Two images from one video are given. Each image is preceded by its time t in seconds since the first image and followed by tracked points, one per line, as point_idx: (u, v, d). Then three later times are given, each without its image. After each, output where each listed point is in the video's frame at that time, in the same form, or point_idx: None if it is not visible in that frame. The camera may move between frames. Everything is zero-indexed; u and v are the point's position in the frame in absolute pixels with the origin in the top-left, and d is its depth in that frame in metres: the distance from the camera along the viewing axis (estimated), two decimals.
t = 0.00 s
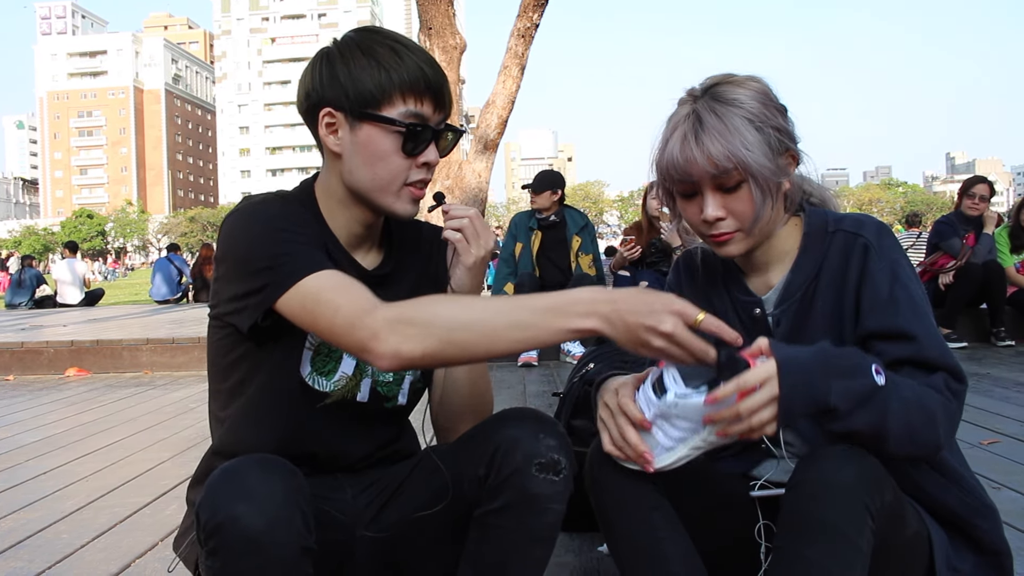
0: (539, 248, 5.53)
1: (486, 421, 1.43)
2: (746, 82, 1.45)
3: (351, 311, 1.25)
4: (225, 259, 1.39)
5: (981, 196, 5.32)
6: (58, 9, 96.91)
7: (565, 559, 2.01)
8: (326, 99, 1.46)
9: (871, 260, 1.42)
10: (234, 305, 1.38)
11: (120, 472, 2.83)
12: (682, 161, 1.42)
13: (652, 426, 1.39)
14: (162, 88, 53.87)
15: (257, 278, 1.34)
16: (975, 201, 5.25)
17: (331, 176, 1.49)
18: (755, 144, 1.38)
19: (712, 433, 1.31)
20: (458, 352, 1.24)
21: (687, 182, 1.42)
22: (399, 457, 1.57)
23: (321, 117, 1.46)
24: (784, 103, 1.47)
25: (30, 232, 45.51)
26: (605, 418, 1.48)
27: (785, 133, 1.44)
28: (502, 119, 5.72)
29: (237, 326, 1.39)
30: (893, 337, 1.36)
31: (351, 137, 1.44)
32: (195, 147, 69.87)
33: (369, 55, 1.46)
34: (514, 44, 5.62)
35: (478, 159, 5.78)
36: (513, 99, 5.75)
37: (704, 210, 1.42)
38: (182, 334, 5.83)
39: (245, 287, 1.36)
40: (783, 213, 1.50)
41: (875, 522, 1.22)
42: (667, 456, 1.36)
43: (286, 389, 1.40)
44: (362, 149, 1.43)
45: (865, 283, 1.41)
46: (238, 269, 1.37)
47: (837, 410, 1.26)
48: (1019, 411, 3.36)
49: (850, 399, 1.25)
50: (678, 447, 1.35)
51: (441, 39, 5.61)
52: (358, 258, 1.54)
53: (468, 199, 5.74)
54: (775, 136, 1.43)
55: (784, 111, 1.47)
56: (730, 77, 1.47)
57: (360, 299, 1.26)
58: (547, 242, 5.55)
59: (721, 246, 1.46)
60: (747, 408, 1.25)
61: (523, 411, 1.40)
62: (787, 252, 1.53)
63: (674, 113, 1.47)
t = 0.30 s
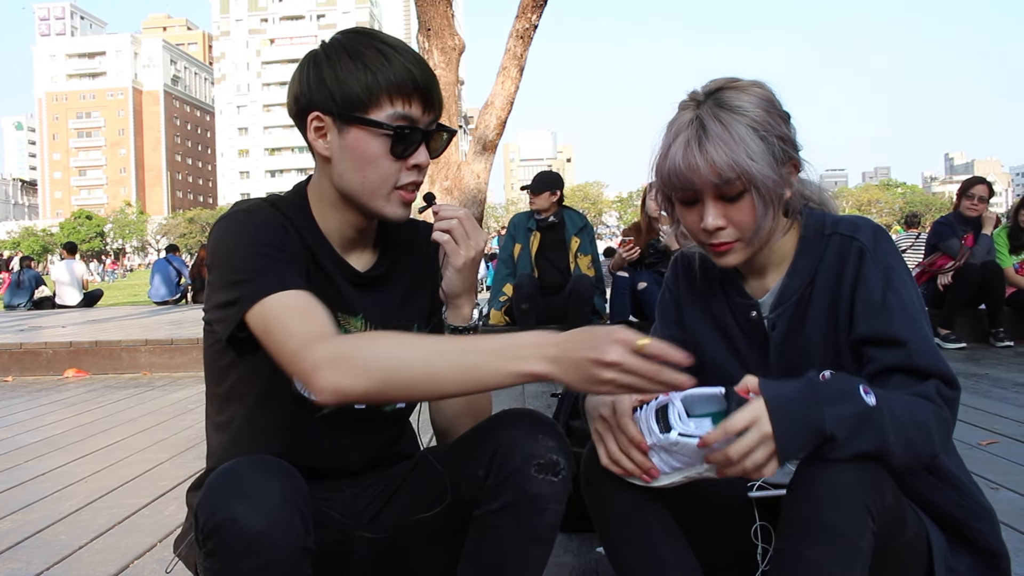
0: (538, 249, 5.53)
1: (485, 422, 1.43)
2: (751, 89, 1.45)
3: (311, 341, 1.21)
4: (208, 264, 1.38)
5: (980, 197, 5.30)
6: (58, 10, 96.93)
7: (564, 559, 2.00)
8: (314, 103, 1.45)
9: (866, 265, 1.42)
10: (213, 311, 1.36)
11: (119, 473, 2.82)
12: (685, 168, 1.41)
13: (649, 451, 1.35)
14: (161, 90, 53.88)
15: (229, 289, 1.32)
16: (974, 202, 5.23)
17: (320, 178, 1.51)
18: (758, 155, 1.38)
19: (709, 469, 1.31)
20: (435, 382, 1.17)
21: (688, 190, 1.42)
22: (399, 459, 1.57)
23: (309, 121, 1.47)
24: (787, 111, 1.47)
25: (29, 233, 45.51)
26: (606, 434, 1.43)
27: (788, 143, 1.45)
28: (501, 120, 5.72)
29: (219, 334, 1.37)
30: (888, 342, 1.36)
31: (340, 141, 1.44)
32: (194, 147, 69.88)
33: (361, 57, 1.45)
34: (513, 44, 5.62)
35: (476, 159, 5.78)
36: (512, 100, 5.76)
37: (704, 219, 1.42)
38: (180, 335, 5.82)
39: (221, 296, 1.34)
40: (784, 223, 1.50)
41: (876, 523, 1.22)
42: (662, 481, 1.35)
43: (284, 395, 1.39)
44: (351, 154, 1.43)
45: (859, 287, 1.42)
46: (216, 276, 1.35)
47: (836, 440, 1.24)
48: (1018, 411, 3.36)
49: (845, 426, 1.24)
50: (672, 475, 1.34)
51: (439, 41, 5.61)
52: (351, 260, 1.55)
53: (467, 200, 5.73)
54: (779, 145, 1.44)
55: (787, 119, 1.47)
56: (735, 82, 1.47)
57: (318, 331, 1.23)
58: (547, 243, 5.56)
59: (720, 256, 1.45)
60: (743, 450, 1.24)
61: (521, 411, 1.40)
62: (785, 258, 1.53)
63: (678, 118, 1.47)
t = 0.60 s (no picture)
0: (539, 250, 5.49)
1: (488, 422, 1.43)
2: (750, 98, 1.45)
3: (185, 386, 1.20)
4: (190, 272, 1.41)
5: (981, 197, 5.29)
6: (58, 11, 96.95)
7: (564, 560, 2.00)
8: (310, 107, 1.46)
9: (867, 266, 1.42)
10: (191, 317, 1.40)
11: (120, 473, 2.83)
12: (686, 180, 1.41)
13: (647, 464, 1.33)
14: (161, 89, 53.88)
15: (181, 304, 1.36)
16: (975, 203, 5.22)
17: (320, 180, 1.51)
18: (761, 167, 1.38)
19: (714, 485, 1.31)
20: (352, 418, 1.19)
21: (689, 203, 1.41)
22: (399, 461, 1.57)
23: (305, 125, 1.47)
24: (787, 119, 1.47)
25: (29, 233, 45.50)
26: (596, 450, 1.43)
27: (789, 152, 1.45)
28: (501, 120, 5.72)
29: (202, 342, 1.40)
30: (892, 344, 1.36)
31: (336, 145, 1.45)
32: (194, 147, 69.88)
33: (359, 62, 1.45)
34: (514, 45, 5.62)
35: (477, 160, 5.78)
36: (512, 100, 5.76)
37: (706, 231, 1.42)
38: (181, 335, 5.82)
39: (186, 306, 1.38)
40: (786, 232, 1.50)
41: (880, 526, 1.22)
42: (658, 493, 1.34)
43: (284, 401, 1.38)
44: (348, 158, 1.44)
45: (862, 289, 1.42)
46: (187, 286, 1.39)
47: (842, 455, 1.24)
48: (1018, 412, 3.36)
49: (851, 443, 1.24)
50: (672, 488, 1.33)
51: (440, 41, 5.61)
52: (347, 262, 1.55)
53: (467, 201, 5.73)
54: (780, 155, 1.44)
55: (788, 127, 1.47)
56: (734, 91, 1.47)
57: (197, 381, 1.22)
58: (546, 244, 5.51)
59: (723, 268, 1.46)
60: (748, 467, 1.25)
61: (524, 411, 1.40)
62: (781, 265, 1.53)
63: (677, 129, 1.46)
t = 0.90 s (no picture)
0: (538, 251, 5.49)
1: (489, 423, 1.43)
2: (751, 102, 1.45)
3: (169, 428, 1.29)
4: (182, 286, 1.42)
5: (980, 200, 5.30)
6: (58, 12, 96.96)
7: (564, 562, 2.00)
8: (297, 117, 1.46)
9: (867, 271, 1.42)
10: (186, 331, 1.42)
11: (120, 475, 2.83)
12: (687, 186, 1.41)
13: (647, 467, 1.33)
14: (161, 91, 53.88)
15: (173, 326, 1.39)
16: (974, 205, 5.22)
17: (311, 194, 1.51)
18: (762, 174, 1.38)
19: (714, 488, 1.30)
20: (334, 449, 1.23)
21: (690, 209, 1.42)
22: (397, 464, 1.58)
23: (292, 135, 1.47)
24: (788, 124, 1.47)
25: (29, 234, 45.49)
26: (597, 456, 1.43)
27: (790, 157, 1.45)
28: (501, 122, 5.72)
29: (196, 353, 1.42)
30: (892, 351, 1.36)
31: (324, 155, 1.44)
32: (194, 148, 69.88)
33: (348, 68, 1.44)
34: (513, 47, 5.63)
35: (476, 162, 5.79)
36: (512, 102, 5.76)
37: (707, 238, 1.42)
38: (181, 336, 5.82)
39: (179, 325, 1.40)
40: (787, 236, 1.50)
41: (879, 528, 1.22)
42: (658, 496, 1.34)
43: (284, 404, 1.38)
44: (336, 168, 1.43)
45: (862, 293, 1.42)
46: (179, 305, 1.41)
47: (842, 455, 1.24)
48: (1018, 415, 3.36)
49: (852, 442, 1.24)
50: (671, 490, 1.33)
51: (440, 43, 5.62)
52: (340, 269, 1.55)
53: (467, 203, 5.76)
54: (782, 161, 1.44)
55: (788, 132, 1.47)
56: (735, 96, 1.47)
57: (179, 424, 1.30)
58: (546, 245, 5.52)
59: (725, 274, 1.46)
60: (748, 469, 1.25)
61: (524, 414, 1.41)
62: (780, 270, 1.52)
63: (678, 135, 1.47)
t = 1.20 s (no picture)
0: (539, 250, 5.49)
1: (493, 422, 1.43)
2: (756, 101, 1.45)
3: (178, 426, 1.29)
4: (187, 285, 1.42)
5: (982, 199, 5.31)
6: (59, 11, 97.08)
7: (565, 561, 2.00)
8: (302, 124, 1.45)
9: (871, 271, 1.42)
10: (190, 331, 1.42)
11: (121, 474, 2.83)
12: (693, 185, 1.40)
13: (650, 468, 1.33)
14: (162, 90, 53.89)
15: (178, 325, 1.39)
16: (976, 204, 5.23)
17: (316, 197, 1.51)
18: (768, 173, 1.38)
19: (717, 487, 1.30)
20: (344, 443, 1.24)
21: (696, 207, 1.41)
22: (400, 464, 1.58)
23: (299, 142, 1.47)
24: (792, 122, 1.47)
25: (30, 234, 45.47)
26: (598, 456, 1.44)
27: (795, 156, 1.45)
28: (502, 121, 5.72)
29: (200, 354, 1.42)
30: (895, 350, 1.36)
31: (331, 162, 1.44)
32: (195, 147, 69.87)
33: (351, 71, 1.44)
34: (515, 46, 5.63)
35: (478, 161, 5.79)
36: (514, 101, 5.76)
37: (713, 237, 1.41)
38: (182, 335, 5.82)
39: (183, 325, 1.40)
40: (792, 235, 1.50)
41: (882, 528, 1.22)
42: (661, 497, 1.34)
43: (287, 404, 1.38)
44: (344, 176, 1.44)
45: (866, 293, 1.42)
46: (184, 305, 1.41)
47: (846, 454, 1.24)
48: (1020, 413, 3.36)
49: (855, 441, 1.24)
50: (675, 491, 1.33)
51: (441, 42, 5.61)
52: (344, 271, 1.56)
53: (468, 202, 5.76)
54: (786, 160, 1.44)
55: (792, 130, 1.47)
56: (740, 94, 1.47)
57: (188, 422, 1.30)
58: (547, 244, 5.52)
59: (730, 273, 1.46)
60: (752, 468, 1.25)
61: (527, 412, 1.41)
62: (784, 270, 1.52)
63: (683, 133, 1.46)
